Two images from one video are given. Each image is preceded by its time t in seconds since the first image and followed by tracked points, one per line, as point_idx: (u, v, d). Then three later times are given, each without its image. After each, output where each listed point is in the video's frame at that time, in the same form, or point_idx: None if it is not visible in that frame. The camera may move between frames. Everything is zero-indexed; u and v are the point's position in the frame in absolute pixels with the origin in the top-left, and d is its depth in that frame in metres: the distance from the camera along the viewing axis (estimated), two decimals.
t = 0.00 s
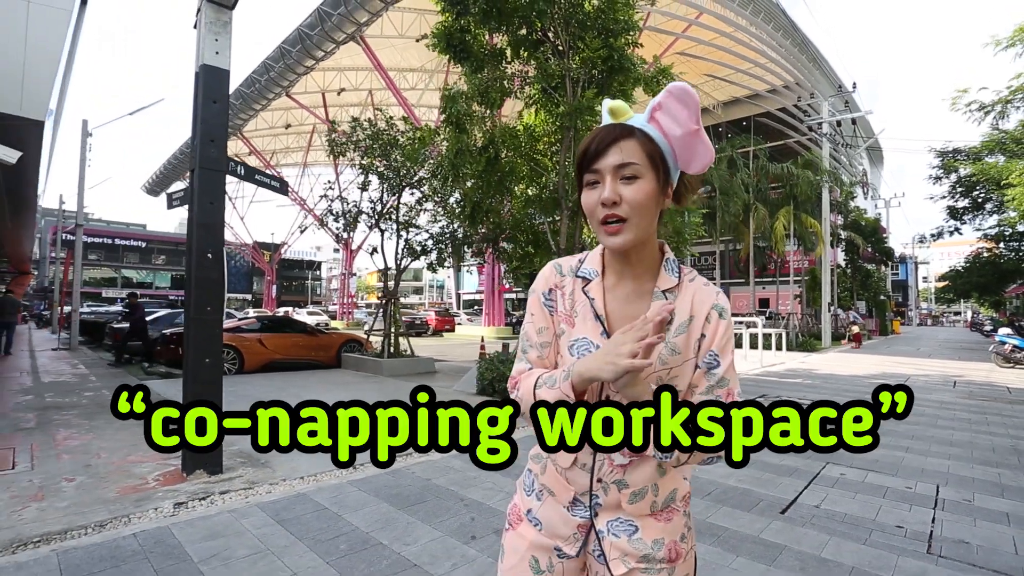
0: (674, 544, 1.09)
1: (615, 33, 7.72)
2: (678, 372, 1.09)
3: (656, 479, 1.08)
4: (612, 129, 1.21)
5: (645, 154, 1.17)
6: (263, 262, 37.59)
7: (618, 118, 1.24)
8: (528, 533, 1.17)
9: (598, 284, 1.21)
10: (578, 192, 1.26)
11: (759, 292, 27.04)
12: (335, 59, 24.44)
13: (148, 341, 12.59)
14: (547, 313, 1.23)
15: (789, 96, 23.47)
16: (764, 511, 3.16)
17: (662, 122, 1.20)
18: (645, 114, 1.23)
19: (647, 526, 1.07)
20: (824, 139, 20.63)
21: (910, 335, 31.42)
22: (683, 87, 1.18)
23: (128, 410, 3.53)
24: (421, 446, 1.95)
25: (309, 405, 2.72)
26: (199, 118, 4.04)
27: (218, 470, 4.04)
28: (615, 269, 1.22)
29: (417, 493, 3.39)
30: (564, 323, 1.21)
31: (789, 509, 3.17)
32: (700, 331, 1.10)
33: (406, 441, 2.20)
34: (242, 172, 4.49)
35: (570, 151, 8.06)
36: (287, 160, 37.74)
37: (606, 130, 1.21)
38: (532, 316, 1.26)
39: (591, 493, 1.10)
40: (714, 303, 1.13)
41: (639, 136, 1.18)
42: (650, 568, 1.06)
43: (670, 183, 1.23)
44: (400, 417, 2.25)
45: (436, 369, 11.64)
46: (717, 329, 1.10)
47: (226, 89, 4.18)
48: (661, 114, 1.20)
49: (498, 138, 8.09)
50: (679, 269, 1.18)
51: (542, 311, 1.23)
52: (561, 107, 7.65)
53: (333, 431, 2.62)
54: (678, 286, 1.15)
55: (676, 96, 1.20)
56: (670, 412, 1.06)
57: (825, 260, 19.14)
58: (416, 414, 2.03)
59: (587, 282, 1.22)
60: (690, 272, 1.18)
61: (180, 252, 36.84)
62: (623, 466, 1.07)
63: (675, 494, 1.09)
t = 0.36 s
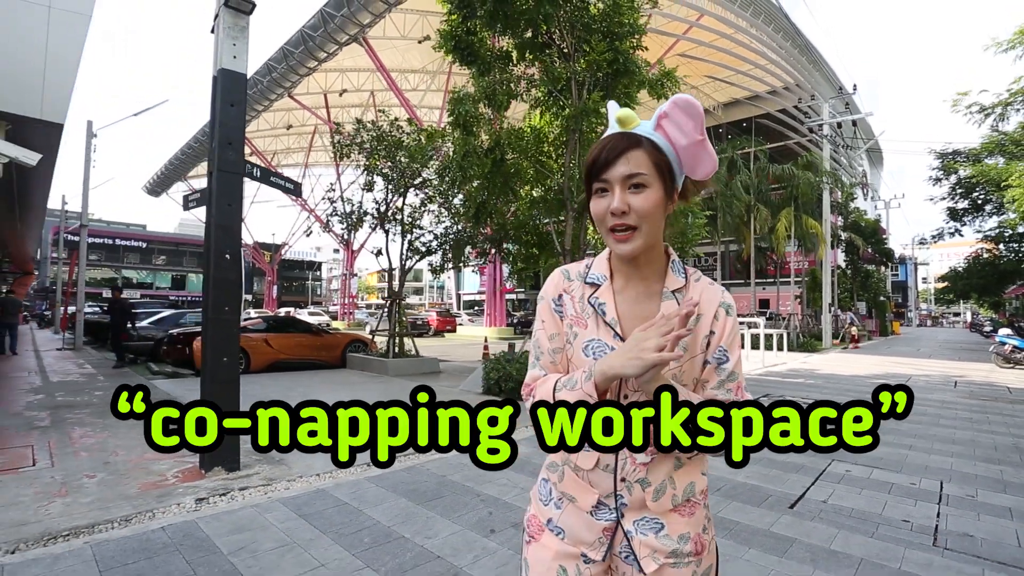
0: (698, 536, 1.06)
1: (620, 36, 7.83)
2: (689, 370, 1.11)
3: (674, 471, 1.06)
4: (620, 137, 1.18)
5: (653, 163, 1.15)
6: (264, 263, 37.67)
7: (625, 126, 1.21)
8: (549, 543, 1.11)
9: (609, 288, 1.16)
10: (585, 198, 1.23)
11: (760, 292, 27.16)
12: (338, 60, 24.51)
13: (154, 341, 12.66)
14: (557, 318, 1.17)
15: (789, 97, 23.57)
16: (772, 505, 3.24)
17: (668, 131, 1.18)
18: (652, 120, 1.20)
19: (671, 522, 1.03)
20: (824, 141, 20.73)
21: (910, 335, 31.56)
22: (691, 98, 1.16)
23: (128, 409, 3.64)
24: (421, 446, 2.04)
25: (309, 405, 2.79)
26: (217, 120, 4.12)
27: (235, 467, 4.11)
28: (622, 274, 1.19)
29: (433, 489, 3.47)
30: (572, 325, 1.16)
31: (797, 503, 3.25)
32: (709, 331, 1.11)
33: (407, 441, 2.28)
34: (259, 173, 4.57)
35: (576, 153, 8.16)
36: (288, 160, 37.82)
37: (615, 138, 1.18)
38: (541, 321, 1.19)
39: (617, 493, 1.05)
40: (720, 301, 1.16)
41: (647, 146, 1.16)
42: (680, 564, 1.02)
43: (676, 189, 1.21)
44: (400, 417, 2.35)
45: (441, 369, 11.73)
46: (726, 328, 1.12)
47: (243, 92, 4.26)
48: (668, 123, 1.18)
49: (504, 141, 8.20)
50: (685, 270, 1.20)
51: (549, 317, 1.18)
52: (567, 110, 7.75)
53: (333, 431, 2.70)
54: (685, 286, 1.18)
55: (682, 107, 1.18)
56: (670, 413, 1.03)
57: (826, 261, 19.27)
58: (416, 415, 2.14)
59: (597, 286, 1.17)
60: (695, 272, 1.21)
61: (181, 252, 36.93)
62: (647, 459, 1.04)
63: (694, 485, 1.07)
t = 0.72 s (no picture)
0: (688, 538, 1.08)
1: (625, 38, 7.94)
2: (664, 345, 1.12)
3: (665, 465, 1.08)
4: (583, 122, 1.24)
5: (614, 146, 1.21)
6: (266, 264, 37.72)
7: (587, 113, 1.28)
8: (538, 555, 1.11)
9: (571, 278, 1.22)
10: (547, 184, 1.29)
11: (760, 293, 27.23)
12: (339, 62, 24.56)
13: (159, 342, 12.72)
14: (525, 320, 1.24)
15: (790, 98, 23.65)
16: (780, 500, 3.32)
17: (627, 119, 1.25)
18: (612, 111, 1.27)
19: (659, 522, 1.05)
20: (825, 142, 20.81)
21: (910, 336, 31.61)
22: (649, 86, 1.23)
23: (128, 409, 3.64)
24: (422, 446, 1.99)
25: (309, 406, 2.80)
26: (233, 123, 4.20)
27: (251, 464, 4.19)
28: (583, 262, 1.24)
29: (448, 485, 3.55)
30: (540, 319, 1.21)
31: (803, 498, 3.34)
32: (680, 304, 1.13)
33: (406, 441, 2.23)
34: (273, 176, 4.64)
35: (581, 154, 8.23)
36: (289, 161, 37.86)
37: (578, 122, 1.24)
38: (512, 327, 1.26)
39: (602, 492, 1.06)
40: (688, 275, 1.17)
41: (608, 130, 1.22)
42: (669, 566, 1.04)
43: (635, 176, 1.27)
44: (400, 417, 2.28)
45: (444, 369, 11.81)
46: (697, 299, 1.14)
47: (258, 96, 4.34)
48: (628, 112, 1.25)
49: (509, 142, 8.28)
50: (646, 251, 1.23)
51: (515, 315, 1.24)
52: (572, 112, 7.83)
53: (333, 431, 2.68)
54: (647, 265, 1.20)
55: (642, 96, 1.25)
56: (670, 412, 1.04)
57: (826, 261, 19.35)
58: (416, 414, 2.06)
59: (559, 279, 1.22)
60: (658, 252, 1.22)
61: (182, 253, 36.97)
62: (631, 456, 1.06)
63: (685, 479, 1.10)
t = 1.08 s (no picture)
0: (664, 554, 1.08)
1: (628, 43, 8.06)
2: (651, 357, 1.12)
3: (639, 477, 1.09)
4: (566, 128, 1.29)
5: (598, 151, 1.26)
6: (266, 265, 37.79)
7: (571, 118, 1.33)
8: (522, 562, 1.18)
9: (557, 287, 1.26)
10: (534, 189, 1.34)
11: (760, 295, 27.31)
12: (341, 64, 24.65)
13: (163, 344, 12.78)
14: (506, 323, 1.26)
15: (789, 100, 23.76)
16: (785, 498, 3.39)
17: (611, 124, 1.30)
18: (595, 118, 1.32)
19: (633, 535, 1.06)
20: (825, 144, 20.91)
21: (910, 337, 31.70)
22: (631, 90, 1.29)
23: (128, 409, 3.65)
24: (422, 447, 1.93)
25: (309, 405, 2.79)
26: (247, 128, 4.27)
27: (264, 464, 4.26)
28: (572, 271, 1.30)
29: (460, 484, 3.63)
30: (524, 326, 1.23)
31: (808, 496, 3.41)
32: (669, 317, 1.13)
33: (406, 441, 2.20)
34: (285, 180, 4.73)
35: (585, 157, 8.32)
36: (290, 163, 37.94)
37: (561, 129, 1.29)
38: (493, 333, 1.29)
39: (573, 501, 1.10)
40: (678, 285, 1.17)
41: (591, 136, 1.27)
42: None
43: (621, 181, 1.32)
44: (400, 417, 2.26)
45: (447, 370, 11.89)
46: (688, 311, 1.14)
47: (271, 102, 4.43)
48: (612, 117, 1.30)
49: (513, 145, 8.38)
50: (635, 260, 1.24)
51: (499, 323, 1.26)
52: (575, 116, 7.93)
53: (333, 432, 2.65)
54: (635, 274, 1.20)
55: (623, 102, 1.30)
56: (670, 412, 1.08)
57: (826, 262, 19.44)
58: (415, 415, 2.00)
59: (546, 288, 1.27)
60: (646, 261, 1.23)
61: (182, 254, 37.04)
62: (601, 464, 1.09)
63: (661, 494, 1.09)
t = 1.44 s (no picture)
0: (654, 540, 1.08)
1: (631, 47, 8.19)
2: (648, 356, 1.11)
3: (631, 468, 1.10)
4: (583, 131, 1.31)
5: (611, 157, 1.27)
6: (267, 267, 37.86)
7: (589, 122, 1.34)
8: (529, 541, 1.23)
9: (566, 286, 1.28)
10: (550, 189, 1.36)
11: (760, 296, 27.43)
12: (343, 66, 24.76)
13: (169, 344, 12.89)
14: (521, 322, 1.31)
15: (789, 102, 23.88)
16: (788, 492, 3.50)
17: (628, 129, 1.30)
18: (613, 122, 1.33)
19: (623, 522, 1.07)
20: (825, 146, 21.01)
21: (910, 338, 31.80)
22: (649, 98, 1.28)
23: (129, 409, 3.71)
24: (422, 445, 2.05)
25: (309, 406, 2.85)
26: (262, 133, 4.38)
27: (278, 460, 4.37)
28: (582, 270, 1.31)
29: (471, 479, 3.73)
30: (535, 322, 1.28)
31: (808, 490, 3.52)
32: (666, 317, 1.13)
33: (406, 441, 2.32)
34: (298, 182, 4.84)
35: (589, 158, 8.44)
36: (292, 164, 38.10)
37: (577, 132, 1.31)
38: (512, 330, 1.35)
39: (569, 486, 1.13)
40: (678, 286, 1.16)
41: (606, 141, 1.28)
42: (629, 565, 1.05)
43: (633, 185, 1.33)
44: (400, 417, 2.38)
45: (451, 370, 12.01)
46: (685, 311, 1.13)
47: (284, 107, 4.53)
48: (629, 121, 1.31)
49: (517, 148, 8.50)
50: (640, 260, 1.23)
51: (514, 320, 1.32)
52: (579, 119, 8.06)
53: (333, 431, 2.73)
54: (638, 275, 1.20)
55: (642, 107, 1.30)
56: (670, 412, 1.09)
57: (826, 263, 19.58)
58: (416, 414, 2.14)
59: (555, 286, 1.30)
60: (651, 261, 1.23)
61: (183, 255, 37.14)
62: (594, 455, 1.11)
63: (653, 485, 1.10)
